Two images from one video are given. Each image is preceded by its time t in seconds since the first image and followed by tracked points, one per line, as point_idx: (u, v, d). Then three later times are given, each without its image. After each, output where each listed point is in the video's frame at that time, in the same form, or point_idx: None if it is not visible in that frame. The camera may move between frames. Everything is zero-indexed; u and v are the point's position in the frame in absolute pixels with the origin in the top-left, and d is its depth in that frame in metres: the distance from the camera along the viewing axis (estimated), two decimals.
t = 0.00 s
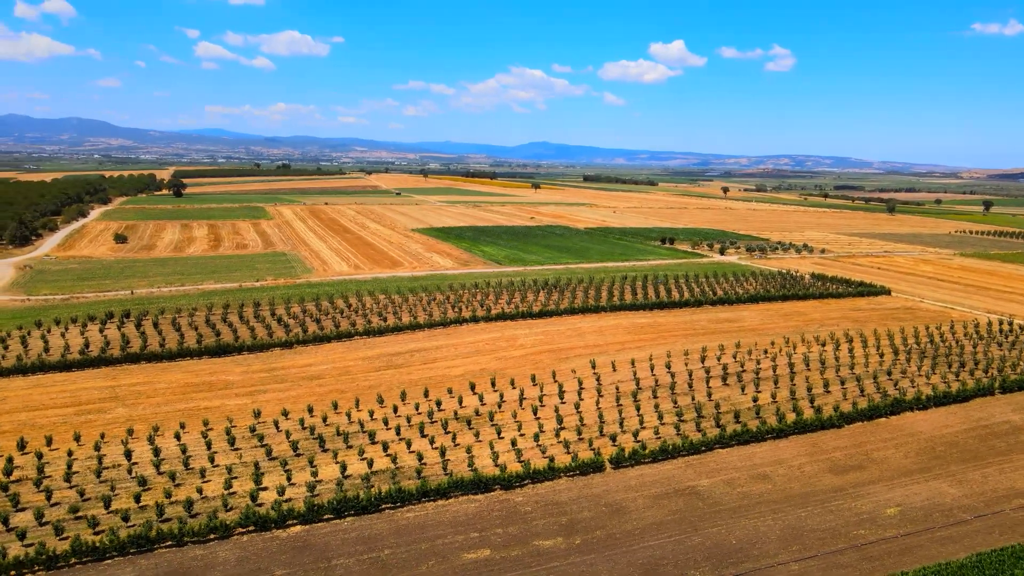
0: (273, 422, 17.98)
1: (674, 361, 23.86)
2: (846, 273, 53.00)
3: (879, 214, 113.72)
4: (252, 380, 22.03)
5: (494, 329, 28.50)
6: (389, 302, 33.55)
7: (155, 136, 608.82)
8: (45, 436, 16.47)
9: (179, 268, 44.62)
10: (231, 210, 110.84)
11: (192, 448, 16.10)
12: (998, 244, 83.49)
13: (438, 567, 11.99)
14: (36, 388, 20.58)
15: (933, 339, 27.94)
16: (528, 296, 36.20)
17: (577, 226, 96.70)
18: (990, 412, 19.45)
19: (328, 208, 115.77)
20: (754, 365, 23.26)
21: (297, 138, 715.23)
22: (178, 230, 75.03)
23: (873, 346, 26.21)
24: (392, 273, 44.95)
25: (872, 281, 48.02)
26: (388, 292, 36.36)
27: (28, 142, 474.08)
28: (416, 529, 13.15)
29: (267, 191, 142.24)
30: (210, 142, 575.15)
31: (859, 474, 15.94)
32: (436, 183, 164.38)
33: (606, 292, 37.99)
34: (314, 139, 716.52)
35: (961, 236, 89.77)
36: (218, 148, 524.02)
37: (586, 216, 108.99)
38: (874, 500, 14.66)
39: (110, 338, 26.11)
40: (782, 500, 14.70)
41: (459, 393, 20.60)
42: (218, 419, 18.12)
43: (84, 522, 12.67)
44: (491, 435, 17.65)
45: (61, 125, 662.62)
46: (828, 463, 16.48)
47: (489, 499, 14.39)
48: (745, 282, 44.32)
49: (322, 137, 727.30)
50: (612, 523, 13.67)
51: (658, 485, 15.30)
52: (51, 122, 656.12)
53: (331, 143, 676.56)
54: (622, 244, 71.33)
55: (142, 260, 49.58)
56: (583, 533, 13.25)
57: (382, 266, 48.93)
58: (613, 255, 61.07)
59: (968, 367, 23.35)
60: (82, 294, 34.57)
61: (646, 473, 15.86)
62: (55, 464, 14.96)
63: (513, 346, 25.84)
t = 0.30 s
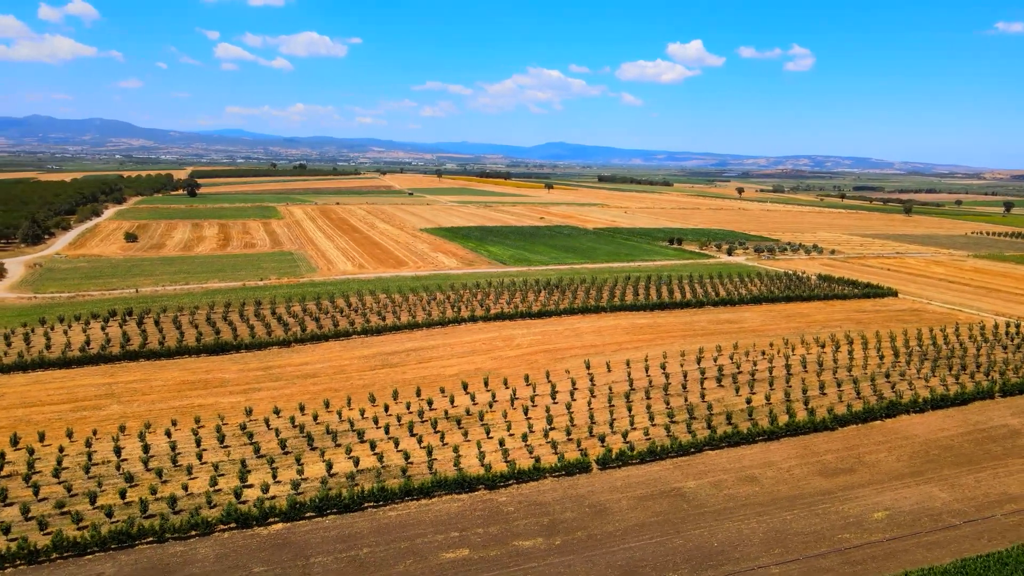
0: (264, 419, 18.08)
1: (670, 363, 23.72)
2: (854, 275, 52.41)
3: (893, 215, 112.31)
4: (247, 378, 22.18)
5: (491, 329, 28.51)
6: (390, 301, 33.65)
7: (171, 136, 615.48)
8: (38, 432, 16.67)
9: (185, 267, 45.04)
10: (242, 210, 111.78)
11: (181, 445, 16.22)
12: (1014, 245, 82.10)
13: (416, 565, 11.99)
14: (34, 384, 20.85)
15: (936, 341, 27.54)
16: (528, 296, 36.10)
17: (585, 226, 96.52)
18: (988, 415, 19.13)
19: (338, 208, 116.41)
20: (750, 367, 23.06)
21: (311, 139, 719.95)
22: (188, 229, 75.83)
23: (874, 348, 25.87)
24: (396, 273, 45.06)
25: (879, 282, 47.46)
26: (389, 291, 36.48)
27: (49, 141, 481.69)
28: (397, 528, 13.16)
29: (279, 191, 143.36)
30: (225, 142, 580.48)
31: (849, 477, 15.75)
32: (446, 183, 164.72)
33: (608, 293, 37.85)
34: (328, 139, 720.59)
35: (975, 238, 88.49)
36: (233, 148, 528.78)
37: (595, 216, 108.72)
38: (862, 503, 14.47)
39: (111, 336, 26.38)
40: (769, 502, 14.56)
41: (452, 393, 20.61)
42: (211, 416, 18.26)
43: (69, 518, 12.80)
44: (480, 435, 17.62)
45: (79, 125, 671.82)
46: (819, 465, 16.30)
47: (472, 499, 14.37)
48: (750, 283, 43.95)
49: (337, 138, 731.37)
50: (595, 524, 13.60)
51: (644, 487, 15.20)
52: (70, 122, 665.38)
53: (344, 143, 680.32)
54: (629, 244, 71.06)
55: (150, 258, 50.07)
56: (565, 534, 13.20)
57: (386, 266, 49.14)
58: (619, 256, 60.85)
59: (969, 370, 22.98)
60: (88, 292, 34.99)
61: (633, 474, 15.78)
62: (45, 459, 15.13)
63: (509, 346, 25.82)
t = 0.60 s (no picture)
0: (255, 417, 18.18)
1: (665, 363, 23.56)
2: (864, 276, 51.80)
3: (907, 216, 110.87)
4: (243, 376, 22.33)
5: (489, 328, 28.50)
6: (390, 300, 33.74)
7: (187, 136, 621.80)
8: (32, 428, 16.91)
9: (192, 265, 45.46)
10: (254, 209, 112.73)
11: (172, 442, 16.36)
12: None
13: (393, 564, 12.00)
14: (34, 380, 21.14)
15: (940, 343, 27.12)
16: (528, 296, 35.99)
17: (594, 226, 96.27)
18: (986, 419, 18.82)
19: (348, 207, 117.02)
20: (747, 368, 22.86)
21: (327, 138, 724.00)
22: (199, 228, 76.51)
23: (875, 350, 25.53)
24: (400, 272, 45.17)
25: (888, 283, 46.85)
26: (391, 290, 36.58)
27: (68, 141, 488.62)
28: (378, 526, 13.18)
29: (292, 190, 144.42)
30: (240, 142, 585.54)
31: (839, 480, 15.55)
32: (457, 183, 165.03)
33: (610, 293, 37.70)
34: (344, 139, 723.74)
35: (990, 239, 87.14)
36: (248, 147, 533.36)
37: (604, 216, 108.43)
38: (849, 507, 14.28)
39: (112, 333, 26.67)
40: (754, 504, 14.42)
41: (444, 392, 20.62)
42: (203, 413, 18.41)
43: (54, 512, 12.96)
44: (469, 434, 17.61)
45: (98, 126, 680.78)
46: (808, 468, 16.12)
47: (456, 498, 14.36)
48: (755, 284, 43.58)
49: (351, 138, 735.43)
50: (576, 524, 13.55)
51: (630, 487, 15.11)
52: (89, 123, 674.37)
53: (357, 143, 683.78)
54: (637, 244, 70.76)
55: (159, 257, 50.65)
56: (546, 534, 13.16)
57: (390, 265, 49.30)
58: (626, 256, 60.62)
59: (969, 372, 22.60)
60: (94, 289, 35.39)
61: (620, 475, 15.69)
62: (37, 454, 15.36)
63: (506, 346, 25.79)
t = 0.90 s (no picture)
0: (247, 414, 18.29)
1: (662, 364, 23.39)
2: (872, 276, 51.23)
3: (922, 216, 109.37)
4: (239, 373, 22.47)
5: (487, 327, 28.49)
6: (390, 299, 33.83)
7: (202, 135, 627.93)
8: (26, 424, 17.11)
9: (198, 264, 45.83)
10: (265, 208, 113.54)
11: (162, 439, 16.48)
12: None
13: (370, 563, 11.99)
14: (33, 377, 21.39)
15: (943, 344, 26.69)
16: (529, 295, 35.91)
17: (603, 226, 95.94)
18: (984, 422, 18.50)
19: (358, 207, 117.58)
20: (743, 369, 22.64)
21: (340, 138, 728.20)
22: (209, 227, 77.11)
23: (876, 352, 25.19)
24: (403, 271, 45.28)
25: (896, 284, 46.27)
26: (393, 289, 36.64)
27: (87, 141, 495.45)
28: (360, 524, 13.18)
29: (304, 189, 145.32)
30: (254, 142, 590.30)
31: (828, 483, 15.36)
32: (468, 182, 165.20)
33: (612, 293, 37.57)
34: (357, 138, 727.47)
35: (1006, 240, 85.79)
36: (262, 147, 537.52)
37: (614, 216, 108.03)
38: (836, 510, 14.09)
39: (113, 331, 26.94)
40: (740, 507, 14.26)
41: (436, 391, 20.63)
42: (196, 411, 18.55)
43: (40, 508, 13.09)
44: (457, 433, 17.59)
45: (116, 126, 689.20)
46: (798, 470, 15.93)
47: (439, 498, 14.34)
48: (760, 284, 43.21)
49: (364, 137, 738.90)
50: (558, 524, 13.48)
51: (615, 488, 15.01)
52: (107, 123, 682.78)
53: (370, 143, 686.90)
54: (644, 244, 70.40)
55: (167, 255, 51.13)
56: (526, 534, 13.09)
57: (395, 264, 49.42)
58: (632, 256, 60.34)
59: (970, 374, 22.22)
60: (99, 287, 35.75)
61: (606, 476, 15.60)
62: (29, 450, 15.55)
63: (502, 345, 25.76)
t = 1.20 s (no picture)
0: (237, 412, 18.38)
1: (657, 365, 23.16)
2: (882, 278, 50.53)
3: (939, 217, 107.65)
4: (235, 371, 22.60)
5: (486, 327, 28.42)
6: (391, 297, 33.87)
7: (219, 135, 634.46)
8: (19, 420, 17.31)
9: (205, 262, 46.20)
10: (278, 207, 114.42)
11: (151, 436, 16.58)
12: None
13: (346, 562, 11.94)
14: (32, 373, 21.65)
15: (948, 347, 26.18)
16: (530, 295, 35.78)
17: (613, 226, 95.51)
18: (983, 427, 18.09)
19: (370, 206, 118.13)
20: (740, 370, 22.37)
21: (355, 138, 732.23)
22: (221, 226, 77.83)
23: (878, 354, 24.77)
24: (408, 270, 45.35)
25: (907, 285, 45.56)
26: (395, 288, 36.69)
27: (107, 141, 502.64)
28: (339, 523, 13.16)
29: (317, 189, 146.33)
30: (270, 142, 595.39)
31: (817, 487, 15.10)
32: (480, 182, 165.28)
33: (615, 293, 37.35)
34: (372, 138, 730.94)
35: None
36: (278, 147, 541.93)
37: (625, 216, 107.53)
38: (823, 515, 13.84)
39: (115, 328, 27.21)
40: (725, 510, 14.07)
41: (428, 391, 20.59)
42: (187, 408, 18.66)
43: (24, 503, 13.22)
44: (445, 433, 17.53)
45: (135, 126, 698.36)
46: (787, 474, 15.67)
47: (421, 497, 14.29)
48: (767, 285, 42.75)
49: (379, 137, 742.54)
50: (539, 526, 13.38)
51: (599, 490, 14.87)
52: (126, 123, 691.89)
53: (385, 142, 690.21)
54: (653, 244, 69.95)
55: (176, 254, 51.64)
56: (505, 535, 12.99)
57: (400, 263, 49.51)
58: (640, 256, 59.98)
59: (973, 378, 21.77)
60: (106, 285, 36.15)
61: (591, 477, 15.46)
62: (19, 445, 15.73)
63: (499, 344, 25.67)
